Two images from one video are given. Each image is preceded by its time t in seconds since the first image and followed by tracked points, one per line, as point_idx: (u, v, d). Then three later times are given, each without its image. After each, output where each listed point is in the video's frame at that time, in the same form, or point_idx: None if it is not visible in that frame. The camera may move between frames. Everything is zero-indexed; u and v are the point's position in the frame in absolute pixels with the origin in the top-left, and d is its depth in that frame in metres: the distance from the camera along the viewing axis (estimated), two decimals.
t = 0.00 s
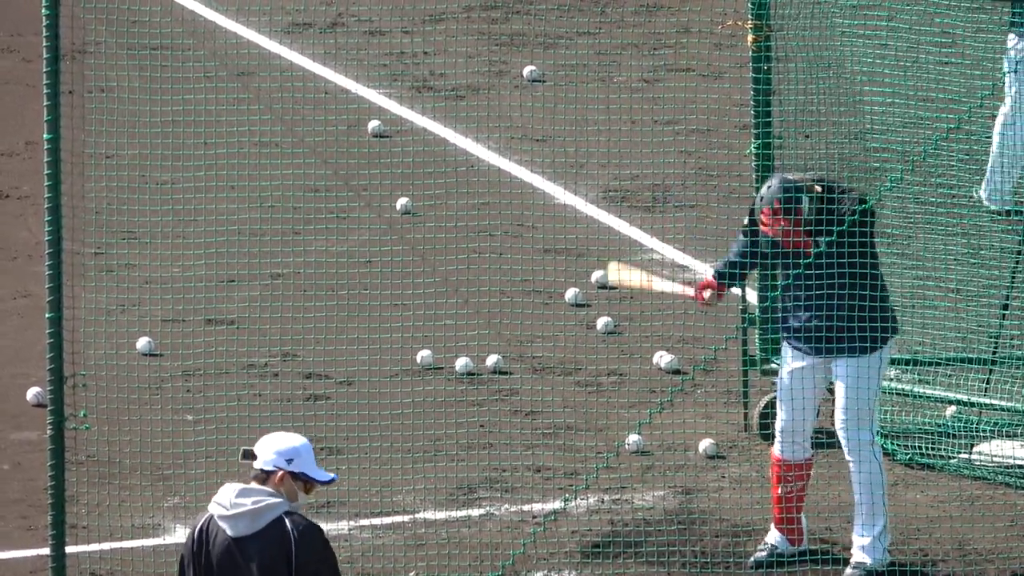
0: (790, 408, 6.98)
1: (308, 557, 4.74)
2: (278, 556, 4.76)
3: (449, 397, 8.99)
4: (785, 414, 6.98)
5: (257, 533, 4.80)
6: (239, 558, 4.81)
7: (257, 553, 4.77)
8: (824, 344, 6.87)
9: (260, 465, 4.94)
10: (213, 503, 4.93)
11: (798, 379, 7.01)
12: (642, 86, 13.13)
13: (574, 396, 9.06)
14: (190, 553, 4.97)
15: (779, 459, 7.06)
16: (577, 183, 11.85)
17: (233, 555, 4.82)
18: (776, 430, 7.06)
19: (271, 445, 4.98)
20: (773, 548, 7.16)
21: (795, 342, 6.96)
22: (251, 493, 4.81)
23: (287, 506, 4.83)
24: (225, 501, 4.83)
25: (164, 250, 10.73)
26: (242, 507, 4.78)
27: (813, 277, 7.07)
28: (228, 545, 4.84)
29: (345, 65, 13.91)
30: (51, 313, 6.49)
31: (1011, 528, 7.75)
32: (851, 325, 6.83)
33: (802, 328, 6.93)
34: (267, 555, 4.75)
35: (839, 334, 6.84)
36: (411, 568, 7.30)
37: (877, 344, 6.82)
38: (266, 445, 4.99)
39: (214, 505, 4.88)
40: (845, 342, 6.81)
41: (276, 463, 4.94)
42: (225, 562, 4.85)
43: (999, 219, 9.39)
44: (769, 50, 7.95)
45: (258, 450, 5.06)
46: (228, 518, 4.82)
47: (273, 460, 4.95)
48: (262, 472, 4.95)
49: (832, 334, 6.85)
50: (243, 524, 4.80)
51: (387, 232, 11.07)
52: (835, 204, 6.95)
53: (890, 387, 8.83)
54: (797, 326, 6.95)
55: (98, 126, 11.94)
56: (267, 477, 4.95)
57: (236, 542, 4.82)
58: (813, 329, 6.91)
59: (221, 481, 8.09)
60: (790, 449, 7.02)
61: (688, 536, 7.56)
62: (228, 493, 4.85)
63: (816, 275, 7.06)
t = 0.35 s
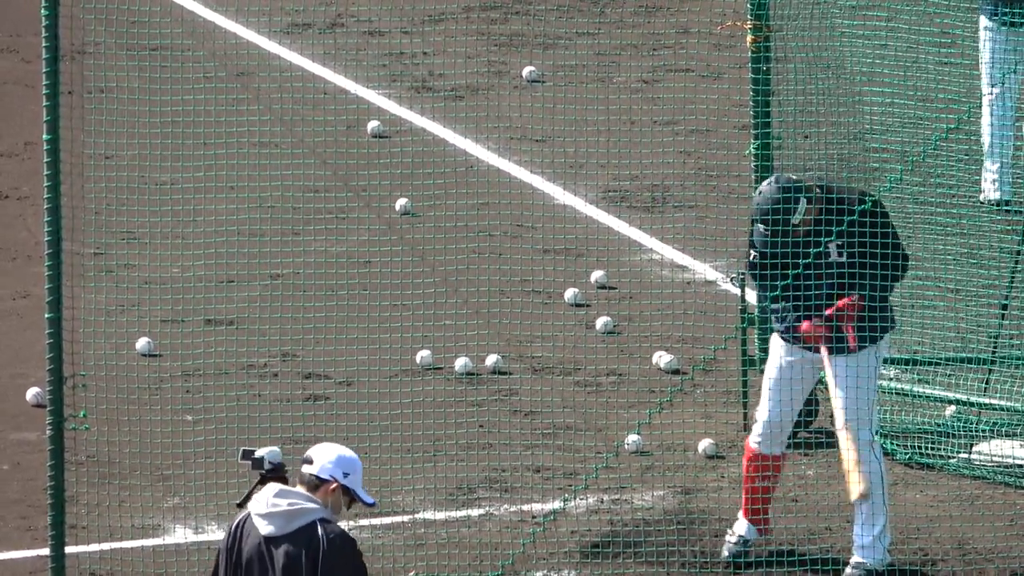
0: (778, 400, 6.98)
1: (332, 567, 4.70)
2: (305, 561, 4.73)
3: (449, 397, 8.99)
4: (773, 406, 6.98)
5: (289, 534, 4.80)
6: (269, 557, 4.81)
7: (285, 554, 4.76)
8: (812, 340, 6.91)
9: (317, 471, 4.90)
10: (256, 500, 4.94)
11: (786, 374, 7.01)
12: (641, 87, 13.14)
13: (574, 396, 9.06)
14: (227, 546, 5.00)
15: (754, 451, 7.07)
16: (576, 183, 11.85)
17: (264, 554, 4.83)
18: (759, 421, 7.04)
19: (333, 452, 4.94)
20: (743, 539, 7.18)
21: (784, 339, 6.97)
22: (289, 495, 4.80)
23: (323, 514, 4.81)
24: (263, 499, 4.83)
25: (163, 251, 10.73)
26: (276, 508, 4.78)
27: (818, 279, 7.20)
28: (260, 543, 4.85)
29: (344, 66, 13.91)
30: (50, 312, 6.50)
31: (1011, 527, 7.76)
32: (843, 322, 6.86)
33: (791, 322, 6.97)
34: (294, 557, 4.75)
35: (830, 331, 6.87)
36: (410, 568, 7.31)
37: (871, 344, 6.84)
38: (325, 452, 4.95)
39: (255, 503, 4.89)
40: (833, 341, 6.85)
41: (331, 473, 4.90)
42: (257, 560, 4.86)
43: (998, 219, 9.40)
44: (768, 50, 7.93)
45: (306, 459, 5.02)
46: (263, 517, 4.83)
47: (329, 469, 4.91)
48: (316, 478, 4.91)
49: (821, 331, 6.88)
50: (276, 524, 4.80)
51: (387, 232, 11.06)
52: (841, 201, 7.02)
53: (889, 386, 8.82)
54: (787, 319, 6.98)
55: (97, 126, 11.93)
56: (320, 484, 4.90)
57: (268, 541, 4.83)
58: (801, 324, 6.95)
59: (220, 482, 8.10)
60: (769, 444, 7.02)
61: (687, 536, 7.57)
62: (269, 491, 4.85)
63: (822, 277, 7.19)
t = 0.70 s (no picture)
0: (740, 406, 7.01)
1: (343, 565, 4.72)
2: (318, 559, 4.75)
3: (446, 394, 8.99)
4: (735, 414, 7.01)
5: (304, 531, 4.82)
6: (283, 553, 4.84)
7: (299, 551, 4.79)
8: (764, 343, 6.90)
9: (342, 470, 4.91)
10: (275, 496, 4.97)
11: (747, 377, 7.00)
12: (638, 83, 13.13)
13: (571, 392, 9.07)
14: (244, 539, 5.03)
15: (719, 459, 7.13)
16: (573, 178, 11.84)
17: (278, 549, 4.86)
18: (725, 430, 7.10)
19: (355, 453, 4.96)
20: (715, 544, 7.25)
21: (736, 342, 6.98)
22: (307, 492, 4.83)
23: (339, 513, 4.83)
24: (281, 494, 4.87)
25: (160, 247, 10.72)
26: (291, 504, 4.81)
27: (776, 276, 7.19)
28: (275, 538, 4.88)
29: (341, 61, 13.90)
30: (46, 310, 6.51)
31: (1008, 523, 7.76)
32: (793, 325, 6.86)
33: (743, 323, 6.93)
34: (307, 554, 4.77)
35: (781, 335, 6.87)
36: (408, 565, 7.31)
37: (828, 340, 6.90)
38: (346, 454, 4.96)
39: (273, 498, 4.92)
40: (792, 343, 6.88)
41: (355, 474, 4.92)
42: (271, 555, 4.89)
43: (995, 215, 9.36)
44: (765, 46, 7.88)
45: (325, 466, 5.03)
46: (279, 512, 4.85)
47: (352, 470, 4.92)
48: (339, 478, 4.92)
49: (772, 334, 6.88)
50: (291, 519, 4.83)
51: (384, 229, 11.05)
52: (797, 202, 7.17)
53: (885, 384, 8.78)
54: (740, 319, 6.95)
55: (94, 123, 11.92)
56: (341, 485, 4.92)
57: (283, 537, 4.86)
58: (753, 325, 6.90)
59: (217, 478, 8.11)
60: (734, 451, 7.09)
61: (684, 532, 7.58)
62: (287, 487, 4.89)
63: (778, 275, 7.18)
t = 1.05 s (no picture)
0: (737, 400, 7.02)
1: (349, 556, 4.65)
2: (325, 551, 4.70)
3: (442, 388, 8.99)
4: (732, 407, 7.02)
5: (312, 523, 4.77)
6: (292, 546, 4.79)
7: (307, 542, 4.74)
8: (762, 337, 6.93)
9: (351, 464, 4.86)
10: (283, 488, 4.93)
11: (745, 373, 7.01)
12: (634, 78, 13.13)
13: (567, 387, 9.07)
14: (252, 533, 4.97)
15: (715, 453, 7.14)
16: (570, 173, 11.85)
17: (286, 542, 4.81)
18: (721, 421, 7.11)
19: (362, 446, 4.91)
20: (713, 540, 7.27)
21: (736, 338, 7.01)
22: (313, 484, 4.78)
23: (346, 505, 4.77)
24: (288, 487, 4.82)
25: (156, 241, 10.72)
26: (297, 496, 4.76)
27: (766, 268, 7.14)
28: (282, 530, 4.83)
29: (337, 56, 13.90)
30: (43, 303, 6.49)
31: (1003, 519, 7.77)
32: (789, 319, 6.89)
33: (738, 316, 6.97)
34: (315, 546, 4.72)
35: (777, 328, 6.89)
36: (404, 559, 7.31)
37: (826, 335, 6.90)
38: (352, 449, 4.91)
39: (280, 491, 4.86)
40: (791, 338, 6.88)
41: (365, 467, 4.87)
42: (279, 548, 4.84)
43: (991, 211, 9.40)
44: (762, 41, 7.93)
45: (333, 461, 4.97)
46: (287, 504, 4.81)
47: (359, 464, 4.87)
48: (348, 471, 4.86)
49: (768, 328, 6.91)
50: (298, 512, 4.78)
51: (380, 223, 11.05)
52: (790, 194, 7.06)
53: (882, 377, 8.88)
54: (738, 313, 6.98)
55: (90, 117, 11.91)
56: (349, 478, 4.86)
57: (291, 530, 4.80)
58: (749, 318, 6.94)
59: (213, 472, 8.11)
60: (729, 446, 7.11)
61: (680, 527, 7.58)
62: (292, 480, 4.83)
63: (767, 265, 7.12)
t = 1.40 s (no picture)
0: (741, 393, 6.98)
1: (369, 538, 4.61)
2: (343, 536, 4.66)
3: (437, 381, 9.00)
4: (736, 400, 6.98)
5: (327, 509, 4.73)
6: (309, 534, 4.74)
7: (324, 529, 4.69)
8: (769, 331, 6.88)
9: (362, 447, 4.87)
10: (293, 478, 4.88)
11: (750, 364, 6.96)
12: (630, 71, 13.14)
13: (562, 381, 9.07)
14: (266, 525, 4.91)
15: (718, 445, 7.09)
16: (565, 167, 11.85)
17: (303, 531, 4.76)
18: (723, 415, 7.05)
19: (364, 429, 4.91)
20: (708, 533, 7.24)
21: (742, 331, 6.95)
22: (324, 470, 4.74)
23: (359, 488, 4.74)
24: (300, 476, 4.77)
25: (152, 234, 10.72)
26: (310, 482, 4.72)
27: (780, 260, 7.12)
28: (298, 519, 4.78)
29: (333, 50, 13.91)
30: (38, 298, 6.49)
31: (999, 513, 7.76)
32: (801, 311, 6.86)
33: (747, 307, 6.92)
34: (333, 531, 4.68)
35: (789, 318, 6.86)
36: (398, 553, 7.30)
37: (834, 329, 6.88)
38: (354, 435, 4.90)
39: (290, 481, 4.83)
40: (798, 331, 6.86)
41: (374, 449, 4.88)
42: (295, 537, 4.78)
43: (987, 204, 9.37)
44: (758, 35, 7.90)
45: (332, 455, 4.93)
46: (300, 492, 4.76)
47: (371, 445, 4.88)
48: (359, 455, 4.87)
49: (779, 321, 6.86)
50: (312, 499, 4.73)
51: (375, 217, 11.05)
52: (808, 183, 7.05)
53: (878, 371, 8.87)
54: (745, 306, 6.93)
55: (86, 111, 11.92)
56: (361, 461, 4.87)
57: (306, 517, 4.76)
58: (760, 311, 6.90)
59: (209, 466, 8.11)
60: (733, 437, 7.05)
61: (675, 521, 7.58)
62: (301, 469, 4.79)
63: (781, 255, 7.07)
